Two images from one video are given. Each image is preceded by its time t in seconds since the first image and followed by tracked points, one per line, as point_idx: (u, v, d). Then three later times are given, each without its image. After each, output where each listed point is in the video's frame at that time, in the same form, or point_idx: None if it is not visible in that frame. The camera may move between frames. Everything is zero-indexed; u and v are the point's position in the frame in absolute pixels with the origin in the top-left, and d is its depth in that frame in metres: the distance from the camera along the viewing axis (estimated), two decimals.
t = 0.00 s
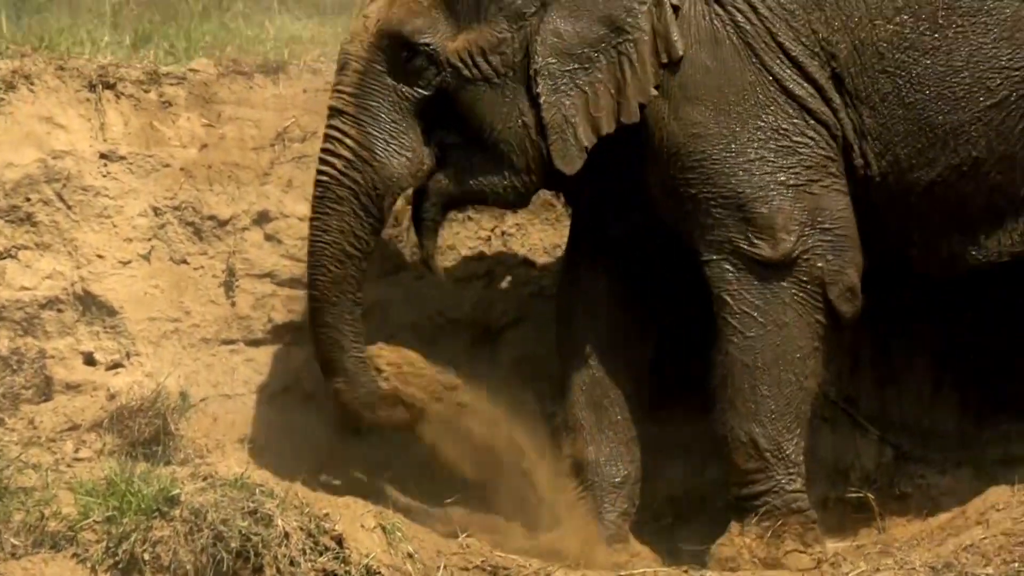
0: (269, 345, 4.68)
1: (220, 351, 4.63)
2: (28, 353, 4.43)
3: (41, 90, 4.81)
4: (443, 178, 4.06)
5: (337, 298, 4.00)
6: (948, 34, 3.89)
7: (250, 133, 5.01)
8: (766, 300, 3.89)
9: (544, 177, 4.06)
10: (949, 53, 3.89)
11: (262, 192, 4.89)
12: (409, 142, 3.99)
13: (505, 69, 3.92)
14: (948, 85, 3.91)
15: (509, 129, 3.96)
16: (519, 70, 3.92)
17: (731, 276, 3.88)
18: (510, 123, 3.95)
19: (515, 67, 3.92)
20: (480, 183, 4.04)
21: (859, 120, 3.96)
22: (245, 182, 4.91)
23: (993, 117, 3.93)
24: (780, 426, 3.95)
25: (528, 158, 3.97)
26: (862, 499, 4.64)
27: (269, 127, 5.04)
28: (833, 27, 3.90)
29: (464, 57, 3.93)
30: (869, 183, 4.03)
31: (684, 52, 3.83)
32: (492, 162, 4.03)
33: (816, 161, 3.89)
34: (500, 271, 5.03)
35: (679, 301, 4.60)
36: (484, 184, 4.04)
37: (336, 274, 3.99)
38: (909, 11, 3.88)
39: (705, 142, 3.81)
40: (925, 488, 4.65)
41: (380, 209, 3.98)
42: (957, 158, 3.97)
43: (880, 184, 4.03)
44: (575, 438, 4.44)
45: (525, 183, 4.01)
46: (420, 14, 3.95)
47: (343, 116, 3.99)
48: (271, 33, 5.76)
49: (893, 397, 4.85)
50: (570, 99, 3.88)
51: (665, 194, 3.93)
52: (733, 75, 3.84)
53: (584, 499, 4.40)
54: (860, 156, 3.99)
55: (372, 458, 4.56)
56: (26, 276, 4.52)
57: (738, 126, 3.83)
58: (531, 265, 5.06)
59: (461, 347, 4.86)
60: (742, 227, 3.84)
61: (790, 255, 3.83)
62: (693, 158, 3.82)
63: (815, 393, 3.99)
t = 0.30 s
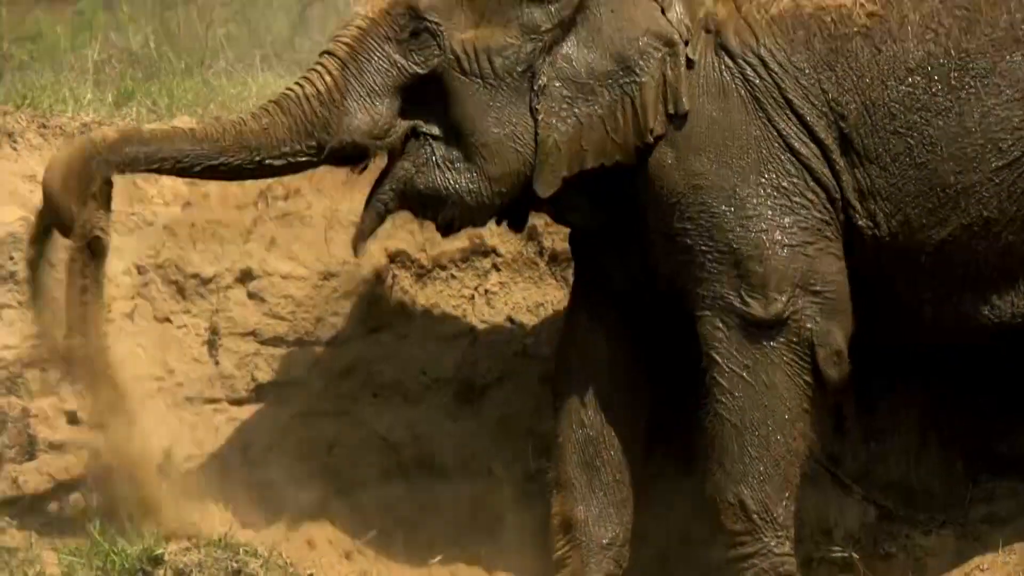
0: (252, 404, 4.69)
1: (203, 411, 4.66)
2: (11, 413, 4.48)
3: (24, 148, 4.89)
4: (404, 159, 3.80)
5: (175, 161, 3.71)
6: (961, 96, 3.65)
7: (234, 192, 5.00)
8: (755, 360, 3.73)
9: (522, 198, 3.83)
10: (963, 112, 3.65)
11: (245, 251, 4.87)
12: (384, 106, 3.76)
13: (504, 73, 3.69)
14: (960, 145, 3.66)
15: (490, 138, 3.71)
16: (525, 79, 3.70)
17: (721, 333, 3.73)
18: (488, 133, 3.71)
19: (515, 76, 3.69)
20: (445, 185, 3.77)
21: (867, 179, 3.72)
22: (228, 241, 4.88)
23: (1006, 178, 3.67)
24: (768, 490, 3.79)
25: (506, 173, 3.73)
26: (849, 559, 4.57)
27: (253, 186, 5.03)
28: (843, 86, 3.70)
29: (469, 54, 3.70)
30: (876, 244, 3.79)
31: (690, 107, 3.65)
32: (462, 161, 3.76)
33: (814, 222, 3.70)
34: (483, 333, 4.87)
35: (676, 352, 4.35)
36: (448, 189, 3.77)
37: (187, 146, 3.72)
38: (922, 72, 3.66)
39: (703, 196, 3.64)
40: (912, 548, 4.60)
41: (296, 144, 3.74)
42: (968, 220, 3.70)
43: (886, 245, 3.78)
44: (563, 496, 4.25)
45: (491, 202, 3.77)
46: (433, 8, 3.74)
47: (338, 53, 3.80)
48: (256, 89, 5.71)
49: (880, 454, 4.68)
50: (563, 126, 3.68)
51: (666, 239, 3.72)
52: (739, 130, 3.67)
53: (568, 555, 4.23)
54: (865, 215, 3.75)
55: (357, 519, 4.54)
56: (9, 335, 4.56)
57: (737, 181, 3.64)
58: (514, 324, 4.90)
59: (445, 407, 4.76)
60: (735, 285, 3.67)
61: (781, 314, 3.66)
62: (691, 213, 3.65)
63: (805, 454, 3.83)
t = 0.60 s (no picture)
0: None
1: None
2: None
3: (46, 338, 4.80)
4: (456, 329, 3.56)
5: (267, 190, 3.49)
6: (1003, 279, 3.47)
7: (256, 381, 4.95)
8: (778, 550, 3.52)
9: (571, 366, 3.59)
10: (1003, 296, 3.47)
11: (267, 440, 4.83)
12: (432, 264, 3.54)
13: (550, 236, 3.51)
14: (1001, 329, 3.47)
15: (538, 301, 3.50)
16: (571, 243, 3.52)
17: (745, 519, 3.52)
18: (534, 296, 3.51)
19: (562, 239, 3.52)
20: (496, 352, 3.52)
21: (908, 360, 3.53)
22: (251, 430, 4.84)
23: None
24: None
25: (557, 336, 3.50)
26: None
27: (275, 374, 5.00)
28: (885, 266, 3.54)
29: (513, 217, 3.52)
30: (916, 426, 3.57)
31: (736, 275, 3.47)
32: (513, 325, 3.52)
33: (852, 406, 3.53)
34: (505, 520, 4.85)
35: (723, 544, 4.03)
36: (497, 356, 3.52)
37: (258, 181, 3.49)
38: (964, 255, 3.50)
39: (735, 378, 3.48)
40: None
41: (345, 276, 3.50)
42: (1009, 405, 3.49)
43: (925, 429, 3.57)
44: None
45: (545, 369, 3.53)
46: (479, 170, 3.57)
47: (391, 208, 3.59)
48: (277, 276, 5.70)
49: None
50: (611, 291, 3.45)
51: (700, 424, 3.58)
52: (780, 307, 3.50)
53: None
54: (904, 396, 3.55)
55: None
56: (31, 526, 4.49)
57: (776, 361, 3.47)
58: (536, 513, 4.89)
59: None
60: (762, 470, 3.48)
61: (806, 503, 3.45)
62: (728, 394, 3.49)
63: None
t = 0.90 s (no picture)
0: None
1: None
2: None
3: (49, 370, 4.83)
4: (461, 358, 3.56)
5: (279, 215, 3.48)
6: (1007, 309, 3.48)
7: (258, 412, 4.94)
8: None
9: (579, 396, 3.60)
10: (1007, 326, 3.48)
11: (269, 471, 4.83)
12: (437, 294, 3.53)
13: (556, 266, 3.51)
14: (1005, 359, 3.48)
15: (545, 330, 3.51)
16: (577, 272, 3.52)
17: (748, 549, 3.50)
18: (540, 327, 3.51)
19: (568, 269, 3.51)
20: (502, 382, 3.52)
21: (912, 391, 3.53)
22: (253, 461, 4.83)
23: None
24: None
25: (563, 366, 3.51)
26: None
27: (277, 405, 4.97)
28: (889, 296, 3.54)
29: (519, 247, 3.52)
30: (918, 457, 3.57)
31: (740, 304, 3.48)
32: (519, 355, 3.52)
33: (856, 437, 3.53)
34: (508, 550, 4.84)
35: None
36: (503, 386, 3.52)
37: (277, 200, 3.49)
38: (968, 286, 3.51)
39: (739, 406, 3.47)
40: None
41: (350, 307, 3.47)
42: (1012, 435, 3.49)
43: (928, 459, 3.57)
44: None
45: (551, 400, 3.53)
46: (485, 200, 3.56)
47: (397, 237, 3.58)
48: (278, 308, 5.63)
49: None
50: (618, 320, 3.46)
51: (704, 452, 3.57)
52: (785, 337, 3.50)
53: None
54: (908, 427, 3.55)
55: None
56: (33, 557, 4.52)
57: (780, 391, 3.47)
58: (537, 544, 4.87)
59: None
60: (766, 500, 3.47)
61: (809, 533, 3.45)
62: (732, 424, 3.48)
63: None
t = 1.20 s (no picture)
0: None
1: None
2: None
3: (48, 394, 4.86)
4: (462, 382, 3.57)
5: (289, 235, 3.48)
6: (1007, 333, 3.48)
7: (256, 436, 4.94)
8: None
9: (579, 420, 3.61)
10: (1008, 350, 3.48)
11: (269, 495, 4.82)
12: (438, 317, 3.53)
13: (557, 290, 3.51)
14: (1005, 384, 3.48)
15: (545, 354, 3.51)
16: (578, 296, 3.52)
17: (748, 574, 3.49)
18: (540, 352, 3.52)
19: (568, 292, 3.52)
20: (503, 407, 3.52)
21: (912, 415, 3.53)
22: (252, 485, 4.84)
23: None
24: None
25: (564, 390, 3.51)
26: None
27: (276, 429, 4.97)
28: (890, 320, 3.54)
29: (520, 270, 3.52)
30: (919, 481, 3.57)
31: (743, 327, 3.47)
32: (520, 379, 3.53)
33: (856, 461, 3.53)
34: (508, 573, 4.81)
35: None
36: (504, 410, 3.52)
37: (289, 218, 3.50)
38: (968, 310, 3.51)
39: (740, 429, 3.47)
40: None
41: (351, 330, 3.46)
42: (1013, 460, 3.48)
43: (929, 483, 3.57)
44: None
45: (552, 424, 3.53)
46: (486, 223, 3.56)
47: (398, 260, 3.58)
48: (276, 332, 5.62)
49: None
50: (618, 344, 3.46)
51: (705, 475, 3.56)
52: (786, 361, 3.50)
53: None
54: (908, 451, 3.54)
55: None
56: None
57: (781, 414, 3.47)
58: (536, 569, 4.83)
59: None
60: (766, 523, 3.47)
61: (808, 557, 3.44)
62: (733, 447, 3.48)
63: None
